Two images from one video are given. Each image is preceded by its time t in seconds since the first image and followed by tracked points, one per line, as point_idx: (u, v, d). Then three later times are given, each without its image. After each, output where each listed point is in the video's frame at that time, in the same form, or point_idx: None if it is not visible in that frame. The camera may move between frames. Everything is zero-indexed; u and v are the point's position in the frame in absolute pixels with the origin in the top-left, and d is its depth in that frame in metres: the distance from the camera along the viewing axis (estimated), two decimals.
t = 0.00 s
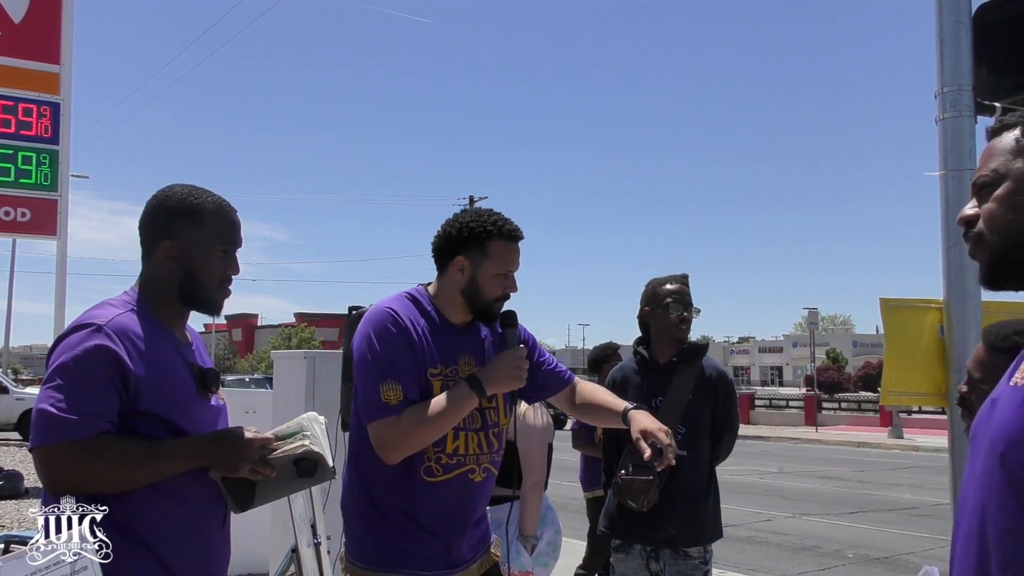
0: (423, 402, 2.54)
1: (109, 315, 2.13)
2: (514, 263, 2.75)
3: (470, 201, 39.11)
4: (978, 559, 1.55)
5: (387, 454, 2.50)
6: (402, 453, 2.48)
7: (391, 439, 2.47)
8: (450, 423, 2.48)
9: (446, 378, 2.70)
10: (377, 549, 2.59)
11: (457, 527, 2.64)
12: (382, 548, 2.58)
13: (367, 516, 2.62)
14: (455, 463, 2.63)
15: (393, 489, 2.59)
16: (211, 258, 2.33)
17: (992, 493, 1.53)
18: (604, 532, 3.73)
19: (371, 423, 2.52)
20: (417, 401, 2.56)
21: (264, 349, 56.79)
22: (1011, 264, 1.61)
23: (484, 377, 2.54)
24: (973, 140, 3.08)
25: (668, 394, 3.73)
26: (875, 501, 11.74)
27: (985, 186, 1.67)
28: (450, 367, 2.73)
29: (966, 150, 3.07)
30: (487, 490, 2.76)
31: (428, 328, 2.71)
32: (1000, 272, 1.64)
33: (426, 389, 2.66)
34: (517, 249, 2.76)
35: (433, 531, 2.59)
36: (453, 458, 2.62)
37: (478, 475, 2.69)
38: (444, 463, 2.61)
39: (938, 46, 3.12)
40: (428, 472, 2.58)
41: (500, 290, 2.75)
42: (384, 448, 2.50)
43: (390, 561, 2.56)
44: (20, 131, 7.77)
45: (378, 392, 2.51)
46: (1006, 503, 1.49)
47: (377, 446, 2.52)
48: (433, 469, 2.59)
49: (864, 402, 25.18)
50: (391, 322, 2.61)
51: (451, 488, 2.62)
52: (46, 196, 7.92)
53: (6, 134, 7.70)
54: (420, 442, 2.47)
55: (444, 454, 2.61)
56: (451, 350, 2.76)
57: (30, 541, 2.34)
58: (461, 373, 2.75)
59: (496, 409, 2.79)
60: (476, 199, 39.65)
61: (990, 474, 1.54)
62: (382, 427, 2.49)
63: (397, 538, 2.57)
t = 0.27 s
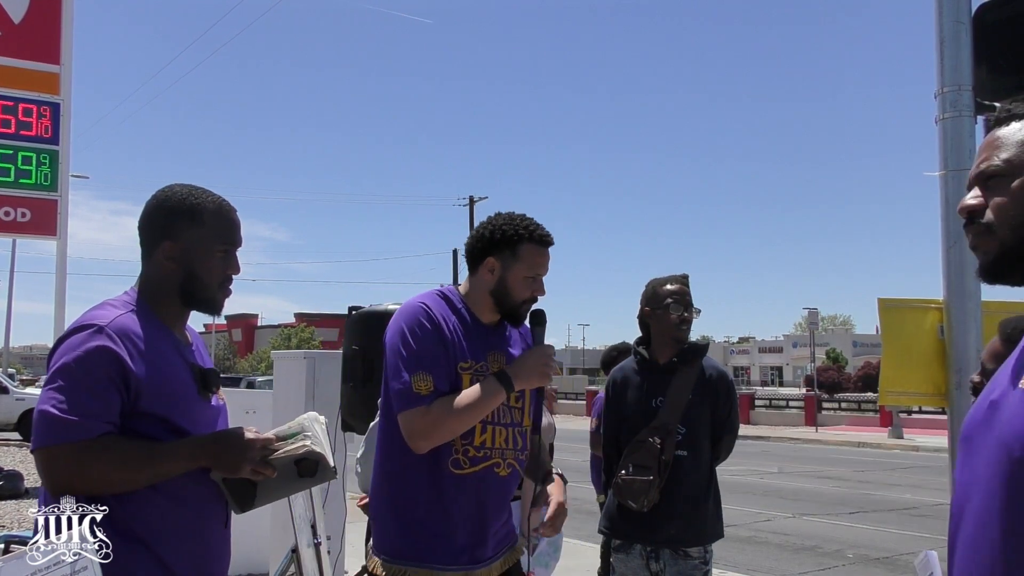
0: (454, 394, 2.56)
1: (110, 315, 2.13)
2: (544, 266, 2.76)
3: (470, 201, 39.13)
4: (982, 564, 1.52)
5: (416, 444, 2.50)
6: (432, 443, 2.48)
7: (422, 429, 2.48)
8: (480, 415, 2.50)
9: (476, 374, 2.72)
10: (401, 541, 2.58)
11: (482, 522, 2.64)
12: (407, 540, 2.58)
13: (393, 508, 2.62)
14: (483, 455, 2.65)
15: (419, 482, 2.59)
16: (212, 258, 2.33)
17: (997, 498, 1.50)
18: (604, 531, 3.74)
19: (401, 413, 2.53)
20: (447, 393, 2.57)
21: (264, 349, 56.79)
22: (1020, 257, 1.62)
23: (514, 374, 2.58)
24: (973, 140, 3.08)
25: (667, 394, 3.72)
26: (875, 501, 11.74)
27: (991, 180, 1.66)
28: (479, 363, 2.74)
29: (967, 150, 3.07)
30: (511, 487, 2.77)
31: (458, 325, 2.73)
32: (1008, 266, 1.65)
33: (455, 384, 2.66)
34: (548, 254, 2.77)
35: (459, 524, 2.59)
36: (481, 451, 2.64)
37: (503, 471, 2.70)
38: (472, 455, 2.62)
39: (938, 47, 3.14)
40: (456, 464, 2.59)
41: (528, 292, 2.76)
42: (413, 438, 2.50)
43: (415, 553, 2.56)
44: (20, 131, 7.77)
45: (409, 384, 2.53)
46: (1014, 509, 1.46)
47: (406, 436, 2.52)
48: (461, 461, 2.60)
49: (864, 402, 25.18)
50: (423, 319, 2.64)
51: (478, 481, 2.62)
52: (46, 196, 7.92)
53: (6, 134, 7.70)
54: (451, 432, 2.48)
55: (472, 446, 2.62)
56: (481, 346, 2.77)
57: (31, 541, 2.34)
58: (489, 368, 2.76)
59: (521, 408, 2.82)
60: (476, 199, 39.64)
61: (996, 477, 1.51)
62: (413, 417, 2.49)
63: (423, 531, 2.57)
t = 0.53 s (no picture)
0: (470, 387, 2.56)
1: (112, 315, 2.13)
2: (553, 264, 2.79)
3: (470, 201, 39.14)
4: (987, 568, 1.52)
5: (434, 436, 2.49)
6: (451, 434, 2.48)
7: (440, 420, 2.47)
8: (497, 406, 2.51)
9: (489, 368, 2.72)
10: (416, 535, 2.57)
11: (495, 515, 2.65)
12: (421, 533, 2.56)
13: (406, 501, 2.60)
14: (495, 448, 2.67)
15: (432, 475, 2.59)
16: (215, 258, 2.33)
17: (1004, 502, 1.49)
18: (604, 532, 3.73)
19: (417, 406, 2.52)
20: (462, 386, 2.57)
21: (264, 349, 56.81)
22: (1020, 256, 1.62)
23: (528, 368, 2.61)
24: (973, 140, 3.08)
25: (667, 394, 3.72)
26: (874, 501, 11.74)
27: (992, 178, 1.66)
28: (491, 357, 2.74)
29: (967, 150, 3.06)
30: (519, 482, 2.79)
31: (470, 321, 2.74)
32: (1008, 265, 1.65)
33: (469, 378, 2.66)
34: (556, 252, 2.80)
35: (474, 516, 2.60)
36: (494, 444, 2.67)
37: (513, 463, 2.73)
38: (485, 448, 2.64)
39: (938, 46, 3.12)
40: (471, 457, 2.61)
41: (538, 290, 2.78)
42: (430, 430, 2.49)
43: (430, 547, 2.54)
44: (20, 131, 7.77)
45: (427, 377, 2.52)
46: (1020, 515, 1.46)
47: (423, 429, 2.51)
48: (475, 454, 2.62)
49: (864, 402, 25.20)
50: (435, 314, 2.65)
51: (492, 473, 2.65)
52: (46, 196, 7.91)
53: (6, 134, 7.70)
54: (470, 423, 2.48)
55: (485, 439, 2.65)
56: (492, 342, 2.78)
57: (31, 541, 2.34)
58: (501, 363, 2.76)
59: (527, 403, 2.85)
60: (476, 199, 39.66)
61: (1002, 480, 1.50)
62: (431, 409, 2.49)
63: (438, 523, 2.56)
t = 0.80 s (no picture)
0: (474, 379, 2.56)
1: (115, 315, 2.13)
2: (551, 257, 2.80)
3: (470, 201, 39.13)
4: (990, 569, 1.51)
5: (440, 429, 2.50)
6: (458, 426, 2.48)
7: (446, 412, 2.48)
8: (502, 396, 2.52)
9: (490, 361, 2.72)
10: (424, 531, 2.57)
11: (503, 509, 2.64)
12: (429, 530, 2.56)
13: (414, 498, 2.60)
14: (500, 442, 2.66)
15: (436, 471, 2.59)
16: (216, 257, 2.33)
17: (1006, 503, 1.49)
18: (604, 532, 3.73)
19: (422, 400, 2.52)
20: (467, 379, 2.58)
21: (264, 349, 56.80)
22: (1017, 256, 1.62)
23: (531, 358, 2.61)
24: (973, 140, 3.08)
25: (667, 394, 3.72)
26: (874, 501, 11.74)
27: (989, 176, 1.66)
28: (492, 351, 2.74)
29: (967, 151, 3.06)
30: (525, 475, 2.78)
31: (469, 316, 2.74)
32: (1005, 265, 1.64)
33: (471, 371, 2.67)
34: (552, 245, 2.81)
35: (481, 512, 2.59)
36: (499, 437, 2.66)
37: (517, 457, 2.72)
38: (490, 442, 2.63)
39: (938, 46, 3.13)
40: (475, 451, 2.60)
41: (536, 286, 2.79)
42: (436, 423, 2.50)
43: (439, 543, 2.54)
44: (20, 131, 7.77)
45: (430, 370, 2.52)
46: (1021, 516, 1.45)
47: (429, 422, 2.51)
48: (479, 448, 2.61)
49: (864, 402, 25.20)
50: (434, 311, 2.67)
51: (497, 467, 2.64)
52: (46, 196, 7.91)
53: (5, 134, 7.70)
54: (476, 414, 2.49)
55: (489, 432, 2.64)
56: (493, 335, 2.78)
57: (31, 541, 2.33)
58: (502, 356, 2.77)
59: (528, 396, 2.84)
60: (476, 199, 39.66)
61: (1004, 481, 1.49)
62: (436, 402, 2.49)
63: (446, 520, 2.56)
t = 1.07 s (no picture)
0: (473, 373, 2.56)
1: (116, 315, 2.13)
2: (535, 245, 2.81)
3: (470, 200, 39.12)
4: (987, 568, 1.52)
5: (443, 423, 2.49)
6: (460, 419, 2.48)
7: (447, 408, 2.47)
8: (502, 389, 2.51)
9: (486, 354, 2.72)
10: (426, 529, 2.57)
11: (505, 504, 2.64)
12: (432, 527, 2.56)
13: (415, 495, 2.61)
14: (501, 435, 2.66)
15: (436, 466, 2.59)
16: (214, 256, 2.33)
17: (1005, 501, 1.49)
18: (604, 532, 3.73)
19: (423, 397, 2.53)
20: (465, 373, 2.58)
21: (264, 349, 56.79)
22: (1013, 255, 1.62)
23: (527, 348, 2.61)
24: (973, 139, 3.08)
25: (667, 394, 3.72)
26: (874, 501, 11.75)
27: (986, 178, 1.67)
28: (488, 345, 2.74)
29: (967, 151, 3.07)
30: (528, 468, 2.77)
31: (462, 311, 2.75)
32: (1001, 265, 1.65)
33: (469, 366, 2.67)
34: (535, 233, 2.82)
35: (484, 507, 2.59)
36: (499, 431, 2.65)
37: (519, 449, 2.71)
38: (491, 435, 2.63)
39: (938, 46, 3.13)
40: (476, 444, 2.60)
41: (524, 275, 2.79)
42: (439, 419, 2.49)
43: (442, 540, 2.55)
44: (20, 131, 7.76)
45: (428, 367, 2.53)
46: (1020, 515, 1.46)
47: (431, 419, 2.51)
48: (480, 442, 2.60)
49: (864, 402, 25.20)
50: (428, 308, 2.67)
51: (498, 461, 2.63)
52: (46, 196, 7.90)
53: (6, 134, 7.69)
54: (477, 408, 2.48)
55: (490, 425, 2.63)
56: (488, 330, 2.78)
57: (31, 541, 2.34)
58: (499, 349, 2.76)
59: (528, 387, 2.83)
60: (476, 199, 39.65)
61: (1002, 479, 1.50)
62: (437, 397, 2.49)
63: (448, 516, 2.56)
